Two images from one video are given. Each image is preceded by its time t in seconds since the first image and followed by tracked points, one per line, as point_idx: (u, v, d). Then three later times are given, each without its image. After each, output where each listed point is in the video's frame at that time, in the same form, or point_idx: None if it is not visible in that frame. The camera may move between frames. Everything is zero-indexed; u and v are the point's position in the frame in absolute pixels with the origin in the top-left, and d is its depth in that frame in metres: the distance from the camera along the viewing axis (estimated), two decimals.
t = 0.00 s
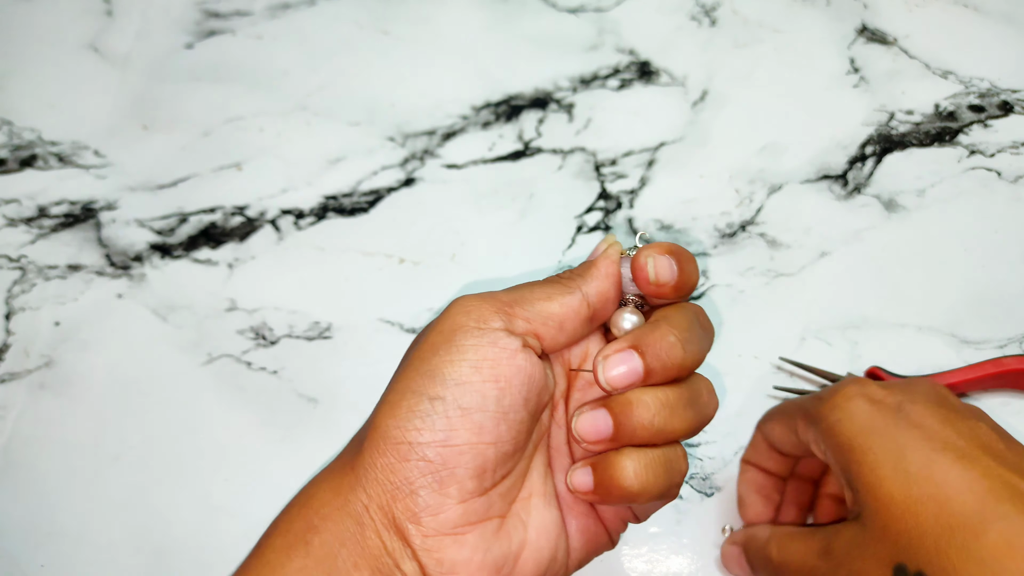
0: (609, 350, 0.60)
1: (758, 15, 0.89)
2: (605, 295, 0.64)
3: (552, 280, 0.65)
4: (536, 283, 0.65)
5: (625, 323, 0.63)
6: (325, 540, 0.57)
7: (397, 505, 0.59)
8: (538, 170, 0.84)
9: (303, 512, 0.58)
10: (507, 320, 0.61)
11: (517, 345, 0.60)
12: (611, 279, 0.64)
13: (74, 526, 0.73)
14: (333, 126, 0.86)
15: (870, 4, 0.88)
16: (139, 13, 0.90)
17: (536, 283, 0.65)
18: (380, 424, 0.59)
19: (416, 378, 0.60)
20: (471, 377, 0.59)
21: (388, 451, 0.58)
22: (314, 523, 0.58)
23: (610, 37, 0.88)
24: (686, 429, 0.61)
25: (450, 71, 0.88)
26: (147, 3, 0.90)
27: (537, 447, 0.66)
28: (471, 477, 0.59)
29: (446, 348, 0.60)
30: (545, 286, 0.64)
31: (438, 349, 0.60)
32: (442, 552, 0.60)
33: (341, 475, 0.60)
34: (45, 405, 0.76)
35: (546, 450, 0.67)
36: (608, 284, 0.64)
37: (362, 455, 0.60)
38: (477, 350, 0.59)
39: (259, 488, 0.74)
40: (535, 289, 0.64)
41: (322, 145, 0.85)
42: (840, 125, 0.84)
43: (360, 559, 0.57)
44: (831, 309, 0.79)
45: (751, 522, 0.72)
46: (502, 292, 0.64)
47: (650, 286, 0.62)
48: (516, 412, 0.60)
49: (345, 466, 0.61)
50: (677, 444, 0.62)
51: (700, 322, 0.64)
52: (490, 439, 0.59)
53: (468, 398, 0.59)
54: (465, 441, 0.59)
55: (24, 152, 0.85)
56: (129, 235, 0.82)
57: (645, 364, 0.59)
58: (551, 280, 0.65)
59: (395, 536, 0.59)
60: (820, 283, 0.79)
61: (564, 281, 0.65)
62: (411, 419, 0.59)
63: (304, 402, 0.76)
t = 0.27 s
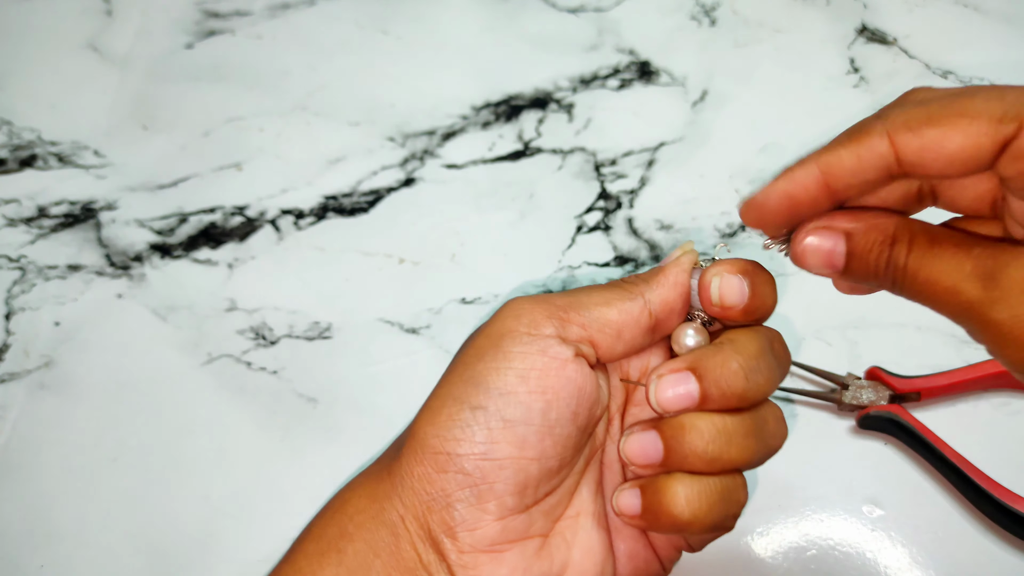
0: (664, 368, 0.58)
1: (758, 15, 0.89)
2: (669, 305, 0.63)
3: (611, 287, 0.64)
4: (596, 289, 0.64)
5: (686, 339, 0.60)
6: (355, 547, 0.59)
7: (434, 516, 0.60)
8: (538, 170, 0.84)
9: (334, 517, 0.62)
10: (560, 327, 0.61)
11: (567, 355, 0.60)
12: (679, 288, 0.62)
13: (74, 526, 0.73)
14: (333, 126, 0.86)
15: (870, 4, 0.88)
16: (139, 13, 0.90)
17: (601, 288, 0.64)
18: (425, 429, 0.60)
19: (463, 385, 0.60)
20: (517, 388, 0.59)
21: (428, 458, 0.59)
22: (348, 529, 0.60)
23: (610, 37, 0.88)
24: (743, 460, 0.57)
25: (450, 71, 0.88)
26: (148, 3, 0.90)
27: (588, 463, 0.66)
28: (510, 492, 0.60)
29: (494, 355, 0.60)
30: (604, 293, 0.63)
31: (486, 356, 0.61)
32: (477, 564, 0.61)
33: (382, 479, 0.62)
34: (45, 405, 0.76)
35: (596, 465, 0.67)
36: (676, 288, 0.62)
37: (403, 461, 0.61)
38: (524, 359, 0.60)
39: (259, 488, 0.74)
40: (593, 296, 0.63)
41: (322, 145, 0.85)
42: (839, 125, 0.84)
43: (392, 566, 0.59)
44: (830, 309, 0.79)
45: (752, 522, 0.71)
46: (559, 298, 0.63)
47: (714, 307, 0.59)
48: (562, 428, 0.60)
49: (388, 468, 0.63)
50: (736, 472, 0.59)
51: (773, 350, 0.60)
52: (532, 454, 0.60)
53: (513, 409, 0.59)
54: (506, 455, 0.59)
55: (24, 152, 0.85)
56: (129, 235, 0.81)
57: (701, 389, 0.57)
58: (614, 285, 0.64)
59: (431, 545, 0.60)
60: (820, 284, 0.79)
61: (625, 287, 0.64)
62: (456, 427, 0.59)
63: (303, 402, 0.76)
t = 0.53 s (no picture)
0: (672, 380, 0.58)
1: (758, 16, 0.89)
2: (682, 314, 0.62)
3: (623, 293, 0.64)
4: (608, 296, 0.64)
5: (698, 346, 0.60)
6: (362, 550, 0.60)
7: (440, 521, 0.60)
8: (538, 170, 0.84)
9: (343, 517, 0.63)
10: (569, 333, 0.61)
11: (575, 362, 0.60)
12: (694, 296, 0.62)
13: (75, 526, 0.73)
14: (333, 125, 0.86)
15: (869, 5, 0.89)
16: (139, 14, 0.90)
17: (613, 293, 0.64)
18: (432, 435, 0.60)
19: (471, 392, 0.60)
20: (525, 396, 0.59)
21: (436, 465, 0.60)
22: (357, 531, 0.61)
23: (610, 37, 0.88)
24: (753, 471, 0.57)
25: (449, 71, 0.88)
26: (148, 3, 0.90)
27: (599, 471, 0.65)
28: (516, 499, 0.60)
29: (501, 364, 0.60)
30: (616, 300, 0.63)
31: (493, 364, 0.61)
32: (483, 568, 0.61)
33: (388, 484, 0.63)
34: (45, 405, 0.76)
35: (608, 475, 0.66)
36: (693, 295, 0.62)
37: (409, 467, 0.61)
38: (531, 365, 0.60)
39: (259, 488, 0.74)
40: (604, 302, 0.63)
41: (322, 145, 0.85)
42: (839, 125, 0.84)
43: (399, 570, 0.59)
44: (830, 309, 0.79)
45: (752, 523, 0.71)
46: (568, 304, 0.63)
47: (724, 316, 0.59)
48: (569, 437, 0.60)
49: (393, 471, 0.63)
50: (746, 485, 0.59)
51: (788, 363, 0.59)
52: (539, 462, 0.60)
53: (520, 417, 0.59)
54: (512, 462, 0.59)
55: (24, 152, 0.85)
56: (129, 235, 0.81)
57: (709, 400, 0.57)
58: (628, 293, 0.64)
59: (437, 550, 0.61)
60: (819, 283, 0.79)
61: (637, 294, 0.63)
62: (462, 434, 0.59)
63: (303, 402, 0.76)
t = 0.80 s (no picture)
0: (678, 406, 0.58)
1: (757, 16, 0.89)
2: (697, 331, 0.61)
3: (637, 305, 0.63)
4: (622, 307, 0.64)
5: (715, 368, 0.59)
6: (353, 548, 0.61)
7: (427, 523, 0.61)
8: (538, 170, 0.84)
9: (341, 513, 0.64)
10: (570, 346, 0.61)
11: (571, 376, 0.60)
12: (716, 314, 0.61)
13: (74, 526, 0.73)
14: (333, 125, 0.86)
15: (869, 5, 0.89)
16: (139, 14, 0.90)
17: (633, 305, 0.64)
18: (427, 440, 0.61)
19: (466, 400, 0.61)
20: (515, 408, 0.60)
21: (428, 468, 0.61)
22: (351, 529, 0.62)
23: (610, 37, 0.88)
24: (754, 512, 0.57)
25: (449, 71, 0.88)
26: (147, 3, 0.90)
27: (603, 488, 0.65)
28: (500, 509, 0.61)
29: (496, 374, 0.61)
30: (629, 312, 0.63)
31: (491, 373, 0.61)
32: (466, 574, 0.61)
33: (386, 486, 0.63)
34: (44, 405, 0.76)
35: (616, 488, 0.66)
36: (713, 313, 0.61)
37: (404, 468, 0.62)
38: (525, 377, 0.60)
39: (259, 488, 0.74)
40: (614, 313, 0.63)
41: (322, 145, 0.85)
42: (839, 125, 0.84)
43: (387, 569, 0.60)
44: (830, 309, 0.79)
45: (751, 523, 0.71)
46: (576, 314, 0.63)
47: (736, 342, 0.59)
48: (559, 454, 0.60)
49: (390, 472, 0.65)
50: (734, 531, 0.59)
51: (810, 407, 0.59)
52: (525, 475, 0.60)
53: (509, 429, 0.60)
54: (500, 473, 0.60)
55: (23, 152, 0.85)
56: (129, 235, 0.81)
57: (712, 431, 0.57)
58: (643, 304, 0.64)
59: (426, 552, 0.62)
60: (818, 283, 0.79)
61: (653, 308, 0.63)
62: (453, 442, 0.60)
63: (303, 403, 0.76)
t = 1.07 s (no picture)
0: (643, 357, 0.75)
1: (757, 16, 0.89)
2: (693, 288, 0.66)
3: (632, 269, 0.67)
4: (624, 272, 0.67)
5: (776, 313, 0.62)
6: (351, 520, 0.59)
7: (434, 493, 0.61)
8: (538, 170, 0.84)
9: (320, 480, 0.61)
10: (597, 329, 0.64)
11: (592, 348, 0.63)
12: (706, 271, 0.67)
13: (75, 526, 0.73)
14: (332, 126, 0.86)
15: (869, 4, 0.89)
16: (138, 14, 0.90)
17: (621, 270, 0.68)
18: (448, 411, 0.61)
19: (492, 375, 0.61)
20: (547, 391, 0.61)
21: (450, 440, 0.60)
22: (341, 497, 0.60)
23: (610, 37, 0.88)
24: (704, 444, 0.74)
25: (449, 71, 0.88)
26: (147, 3, 0.90)
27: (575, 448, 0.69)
28: (517, 483, 0.61)
29: (523, 349, 0.62)
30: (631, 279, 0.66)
31: (514, 346, 0.62)
32: (472, 547, 0.61)
33: (373, 451, 0.62)
34: (45, 405, 0.76)
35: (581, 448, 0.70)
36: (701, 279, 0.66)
37: (414, 439, 0.61)
38: (562, 364, 0.62)
39: (259, 488, 0.74)
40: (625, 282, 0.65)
41: (321, 145, 0.85)
42: (838, 125, 0.84)
43: (386, 539, 0.59)
44: (830, 309, 0.79)
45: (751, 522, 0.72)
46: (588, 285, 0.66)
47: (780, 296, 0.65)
48: (581, 427, 0.64)
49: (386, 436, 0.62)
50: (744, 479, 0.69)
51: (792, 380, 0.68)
52: (549, 449, 0.62)
53: (541, 409, 0.61)
54: (521, 449, 0.61)
55: (23, 152, 0.85)
56: (128, 235, 0.81)
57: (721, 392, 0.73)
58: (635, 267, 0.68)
59: (418, 517, 0.61)
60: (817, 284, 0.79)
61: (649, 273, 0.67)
62: (482, 418, 0.60)
63: (302, 403, 0.76)
